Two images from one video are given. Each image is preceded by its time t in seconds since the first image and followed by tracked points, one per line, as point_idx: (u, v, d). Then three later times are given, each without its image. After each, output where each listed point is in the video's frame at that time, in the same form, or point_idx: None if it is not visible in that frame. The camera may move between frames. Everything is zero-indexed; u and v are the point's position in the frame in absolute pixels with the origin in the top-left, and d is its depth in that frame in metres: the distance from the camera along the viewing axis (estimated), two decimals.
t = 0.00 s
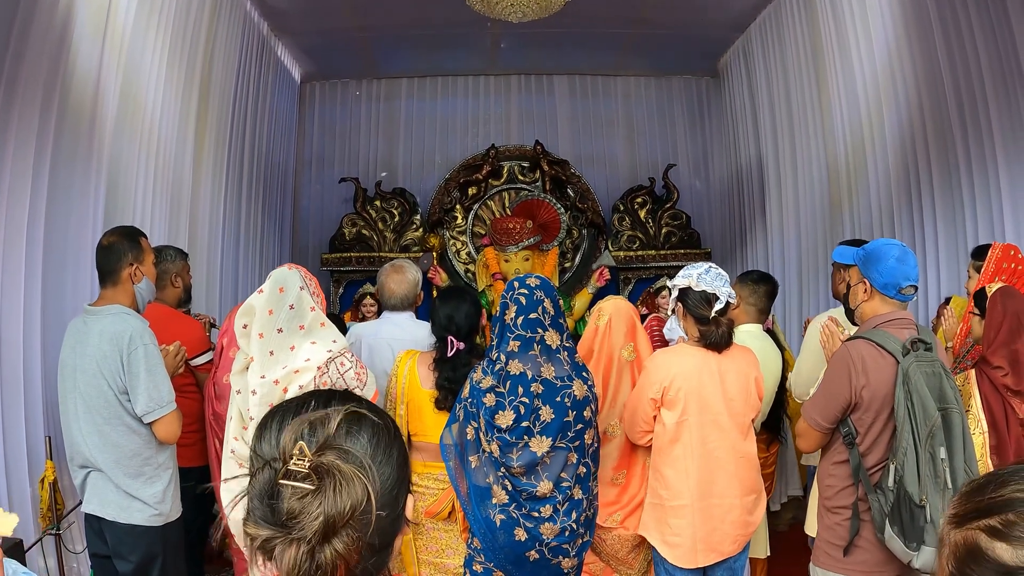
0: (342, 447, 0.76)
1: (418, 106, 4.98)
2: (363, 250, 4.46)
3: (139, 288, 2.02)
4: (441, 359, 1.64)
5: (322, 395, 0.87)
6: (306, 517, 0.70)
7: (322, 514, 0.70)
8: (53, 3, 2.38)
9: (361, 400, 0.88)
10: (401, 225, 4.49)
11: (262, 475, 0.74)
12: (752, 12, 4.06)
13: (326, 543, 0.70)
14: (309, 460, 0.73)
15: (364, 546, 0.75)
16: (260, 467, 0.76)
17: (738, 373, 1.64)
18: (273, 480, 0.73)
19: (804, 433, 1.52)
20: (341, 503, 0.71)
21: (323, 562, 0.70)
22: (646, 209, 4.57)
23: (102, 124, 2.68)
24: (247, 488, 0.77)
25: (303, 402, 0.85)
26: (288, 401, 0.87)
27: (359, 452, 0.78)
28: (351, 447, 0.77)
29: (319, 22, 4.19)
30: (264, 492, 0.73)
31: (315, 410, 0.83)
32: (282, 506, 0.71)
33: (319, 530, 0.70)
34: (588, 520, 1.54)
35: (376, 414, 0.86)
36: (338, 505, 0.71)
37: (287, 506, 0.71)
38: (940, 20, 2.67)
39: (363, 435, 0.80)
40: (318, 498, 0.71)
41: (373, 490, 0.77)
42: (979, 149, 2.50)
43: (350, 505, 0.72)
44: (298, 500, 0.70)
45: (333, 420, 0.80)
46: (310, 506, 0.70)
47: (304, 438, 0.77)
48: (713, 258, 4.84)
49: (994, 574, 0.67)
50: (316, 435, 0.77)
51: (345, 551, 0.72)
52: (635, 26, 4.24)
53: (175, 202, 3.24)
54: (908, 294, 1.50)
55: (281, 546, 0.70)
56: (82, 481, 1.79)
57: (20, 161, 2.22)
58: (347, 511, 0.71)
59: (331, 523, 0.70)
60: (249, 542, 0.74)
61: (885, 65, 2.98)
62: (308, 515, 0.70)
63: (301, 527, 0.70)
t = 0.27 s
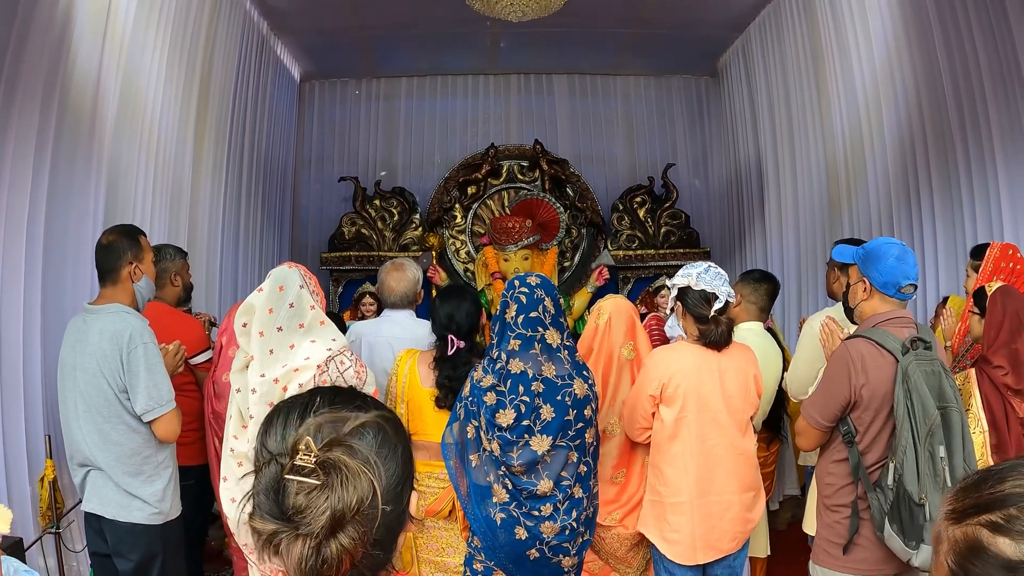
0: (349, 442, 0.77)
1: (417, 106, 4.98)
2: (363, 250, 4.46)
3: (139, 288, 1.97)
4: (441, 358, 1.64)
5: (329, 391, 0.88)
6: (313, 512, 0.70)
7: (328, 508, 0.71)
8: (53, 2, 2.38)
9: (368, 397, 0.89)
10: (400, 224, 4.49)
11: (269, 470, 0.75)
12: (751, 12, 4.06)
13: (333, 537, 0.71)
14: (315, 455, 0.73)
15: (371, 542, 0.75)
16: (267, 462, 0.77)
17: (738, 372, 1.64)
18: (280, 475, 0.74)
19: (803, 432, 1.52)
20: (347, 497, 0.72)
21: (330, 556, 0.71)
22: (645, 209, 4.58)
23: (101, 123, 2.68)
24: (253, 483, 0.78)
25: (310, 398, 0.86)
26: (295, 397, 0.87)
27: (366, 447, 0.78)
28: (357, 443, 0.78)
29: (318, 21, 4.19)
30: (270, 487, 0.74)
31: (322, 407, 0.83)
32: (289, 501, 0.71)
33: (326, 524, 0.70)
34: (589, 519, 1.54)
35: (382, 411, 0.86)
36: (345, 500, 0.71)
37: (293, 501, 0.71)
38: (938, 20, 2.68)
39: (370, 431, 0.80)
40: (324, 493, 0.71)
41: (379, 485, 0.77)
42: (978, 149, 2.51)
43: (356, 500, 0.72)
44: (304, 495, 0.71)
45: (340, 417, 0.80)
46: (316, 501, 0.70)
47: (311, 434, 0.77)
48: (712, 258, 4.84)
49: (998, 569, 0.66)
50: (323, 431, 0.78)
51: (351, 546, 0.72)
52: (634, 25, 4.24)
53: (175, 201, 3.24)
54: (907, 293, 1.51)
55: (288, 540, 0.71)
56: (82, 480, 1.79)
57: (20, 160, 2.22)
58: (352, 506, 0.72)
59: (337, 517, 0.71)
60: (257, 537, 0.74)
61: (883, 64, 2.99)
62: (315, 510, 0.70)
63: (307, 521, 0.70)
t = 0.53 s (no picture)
0: (355, 439, 0.77)
1: (417, 105, 4.98)
2: (363, 249, 4.46)
3: (139, 286, 1.93)
4: (442, 356, 1.64)
5: (334, 388, 0.88)
6: (320, 507, 0.70)
7: (336, 503, 0.71)
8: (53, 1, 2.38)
9: (373, 395, 0.89)
10: (400, 223, 4.49)
11: (276, 466, 0.75)
12: (751, 12, 4.06)
13: (340, 533, 0.71)
14: (322, 451, 0.74)
15: (378, 538, 0.75)
16: (274, 459, 0.77)
17: (738, 371, 1.64)
18: (287, 470, 0.74)
19: (804, 430, 1.53)
20: (355, 493, 0.72)
21: (337, 552, 0.71)
22: (645, 208, 4.58)
23: (102, 122, 2.67)
24: (260, 480, 0.78)
25: (316, 395, 0.86)
26: (301, 394, 0.87)
27: (372, 444, 0.78)
28: (363, 439, 0.78)
29: (318, 20, 4.19)
30: (277, 483, 0.74)
31: (328, 405, 0.84)
32: (296, 496, 0.71)
33: (334, 519, 0.70)
34: (589, 517, 1.54)
35: (388, 407, 0.86)
36: (352, 495, 0.71)
37: (300, 497, 0.71)
38: (938, 20, 2.68)
39: (376, 428, 0.80)
40: (332, 489, 0.71)
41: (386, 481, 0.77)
42: (977, 149, 2.51)
43: (364, 495, 0.72)
44: (311, 490, 0.71)
45: (346, 414, 0.80)
46: (324, 496, 0.71)
47: (318, 431, 0.77)
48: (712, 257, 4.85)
49: None
50: (330, 428, 0.78)
51: (358, 541, 0.72)
52: (634, 25, 4.24)
53: (175, 200, 3.23)
54: (908, 292, 1.51)
55: (295, 536, 0.71)
56: (83, 478, 1.79)
57: (20, 159, 2.22)
58: (360, 501, 0.72)
59: (345, 513, 0.71)
60: (264, 532, 0.74)
61: (883, 64, 2.99)
62: (323, 506, 0.70)
63: (314, 517, 0.70)
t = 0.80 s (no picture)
0: (357, 434, 0.77)
1: (417, 104, 4.97)
2: (362, 247, 4.46)
3: (139, 284, 1.96)
4: (442, 354, 1.64)
5: (335, 384, 0.88)
6: (323, 503, 0.70)
7: (338, 500, 0.71)
8: None
9: (374, 391, 0.89)
10: (399, 222, 4.49)
11: (277, 462, 0.75)
12: (750, 11, 4.06)
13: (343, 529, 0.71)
14: (324, 447, 0.73)
15: (381, 534, 0.75)
16: (276, 455, 0.77)
17: (737, 369, 1.64)
18: (289, 466, 0.74)
19: (804, 428, 1.53)
20: (357, 489, 0.72)
21: (340, 547, 0.71)
22: (645, 207, 4.58)
23: (101, 121, 2.67)
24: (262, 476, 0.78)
25: (317, 391, 0.86)
26: (302, 390, 0.87)
27: (373, 439, 0.78)
28: (365, 435, 0.78)
29: (317, 19, 4.19)
30: (280, 479, 0.73)
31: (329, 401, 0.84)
32: (298, 492, 0.71)
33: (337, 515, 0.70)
34: (589, 515, 1.54)
35: (390, 405, 0.86)
36: (355, 491, 0.71)
37: (302, 493, 0.71)
38: (938, 19, 2.68)
39: (377, 424, 0.80)
40: (334, 485, 0.71)
41: (388, 477, 0.77)
42: (977, 149, 2.51)
43: (366, 492, 0.72)
44: (314, 486, 0.71)
45: (348, 410, 0.80)
46: (327, 493, 0.71)
47: (320, 426, 0.77)
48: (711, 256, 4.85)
49: None
50: (332, 424, 0.78)
51: (361, 537, 0.72)
52: (634, 24, 4.24)
53: (175, 199, 3.23)
54: (908, 290, 1.51)
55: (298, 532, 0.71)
56: (82, 476, 1.79)
57: (20, 157, 2.21)
58: (363, 497, 0.72)
59: (348, 509, 0.71)
60: (266, 528, 0.74)
61: (882, 64, 2.99)
62: (326, 502, 0.70)
63: (317, 513, 0.70)
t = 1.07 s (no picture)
0: (369, 434, 0.76)
1: (416, 102, 4.97)
2: (362, 246, 4.45)
3: (140, 282, 1.97)
4: (442, 352, 1.65)
5: (343, 381, 0.87)
6: (336, 505, 0.70)
7: (353, 502, 0.71)
8: None
9: (381, 387, 0.88)
10: (399, 221, 4.49)
11: (289, 463, 0.74)
12: (750, 10, 4.06)
13: (356, 530, 0.71)
14: (336, 448, 0.73)
15: (391, 533, 0.76)
16: (286, 454, 0.76)
17: (738, 368, 1.64)
18: (300, 467, 0.73)
19: (804, 427, 1.53)
20: (372, 491, 0.72)
21: (352, 548, 0.72)
22: (644, 206, 4.57)
23: (101, 119, 2.66)
24: (271, 474, 0.77)
25: (324, 388, 0.85)
26: (309, 386, 0.85)
27: (384, 439, 0.77)
28: (376, 435, 0.77)
29: (317, 18, 4.18)
30: (291, 479, 0.73)
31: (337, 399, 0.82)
32: (311, 493, 0.71)
33: (351, 517, 0.71)
34: (589, 513, 1.54)
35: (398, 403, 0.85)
36: (369, 493, 0.71)
37: (315, 494, 0.71)
38: (939, 18, 2.68)
39: (388, 423, 0.79)
40: (348, 486, 0.71)
41: (399, 477, 0.77)
42: (977, 147, 2.51)
43: (380, 494, 0.72)
44: (328, 488, 0.71)
45: (359, 410, 0.79)
46: (341, 494, 0.70)
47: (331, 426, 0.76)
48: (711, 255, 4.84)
49: None
50: (343, 423, 0.77)
51: (373, 537, 0.73)
52: (634, 22, 4.23)
53: (174, 197, 3.23)
54: (909, 288, 1.51)
55: (311, 533, 0.71)
56: (83, 475, 1.79)
57: (19, 155, 2.21)
58: (377, 499, 0.72)
59: (362, 510, 0.71)
60: (276, 528, 0.74)
61: (882, 62, 2.99)
62: (340, 504, 0.70)
63: (331, 515, 0.70)
